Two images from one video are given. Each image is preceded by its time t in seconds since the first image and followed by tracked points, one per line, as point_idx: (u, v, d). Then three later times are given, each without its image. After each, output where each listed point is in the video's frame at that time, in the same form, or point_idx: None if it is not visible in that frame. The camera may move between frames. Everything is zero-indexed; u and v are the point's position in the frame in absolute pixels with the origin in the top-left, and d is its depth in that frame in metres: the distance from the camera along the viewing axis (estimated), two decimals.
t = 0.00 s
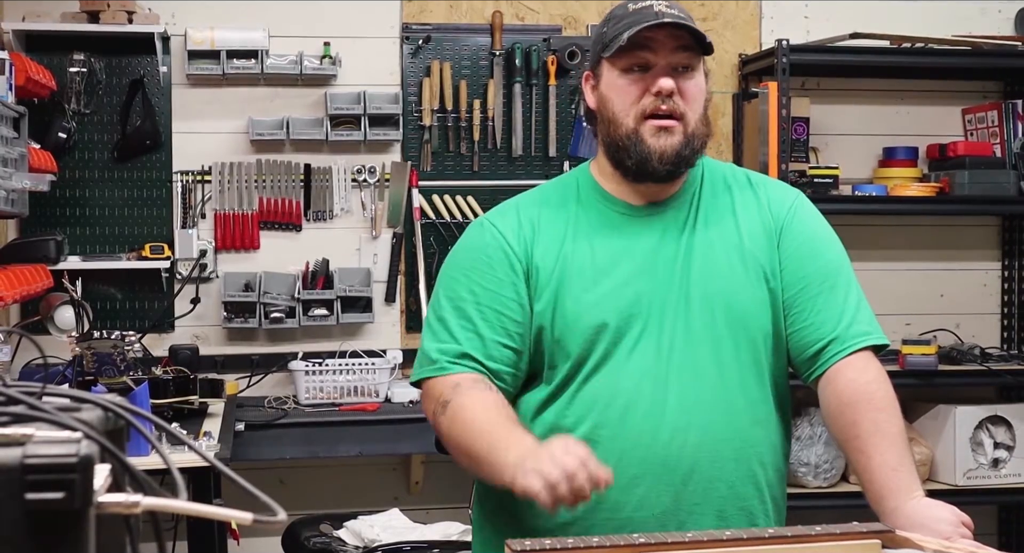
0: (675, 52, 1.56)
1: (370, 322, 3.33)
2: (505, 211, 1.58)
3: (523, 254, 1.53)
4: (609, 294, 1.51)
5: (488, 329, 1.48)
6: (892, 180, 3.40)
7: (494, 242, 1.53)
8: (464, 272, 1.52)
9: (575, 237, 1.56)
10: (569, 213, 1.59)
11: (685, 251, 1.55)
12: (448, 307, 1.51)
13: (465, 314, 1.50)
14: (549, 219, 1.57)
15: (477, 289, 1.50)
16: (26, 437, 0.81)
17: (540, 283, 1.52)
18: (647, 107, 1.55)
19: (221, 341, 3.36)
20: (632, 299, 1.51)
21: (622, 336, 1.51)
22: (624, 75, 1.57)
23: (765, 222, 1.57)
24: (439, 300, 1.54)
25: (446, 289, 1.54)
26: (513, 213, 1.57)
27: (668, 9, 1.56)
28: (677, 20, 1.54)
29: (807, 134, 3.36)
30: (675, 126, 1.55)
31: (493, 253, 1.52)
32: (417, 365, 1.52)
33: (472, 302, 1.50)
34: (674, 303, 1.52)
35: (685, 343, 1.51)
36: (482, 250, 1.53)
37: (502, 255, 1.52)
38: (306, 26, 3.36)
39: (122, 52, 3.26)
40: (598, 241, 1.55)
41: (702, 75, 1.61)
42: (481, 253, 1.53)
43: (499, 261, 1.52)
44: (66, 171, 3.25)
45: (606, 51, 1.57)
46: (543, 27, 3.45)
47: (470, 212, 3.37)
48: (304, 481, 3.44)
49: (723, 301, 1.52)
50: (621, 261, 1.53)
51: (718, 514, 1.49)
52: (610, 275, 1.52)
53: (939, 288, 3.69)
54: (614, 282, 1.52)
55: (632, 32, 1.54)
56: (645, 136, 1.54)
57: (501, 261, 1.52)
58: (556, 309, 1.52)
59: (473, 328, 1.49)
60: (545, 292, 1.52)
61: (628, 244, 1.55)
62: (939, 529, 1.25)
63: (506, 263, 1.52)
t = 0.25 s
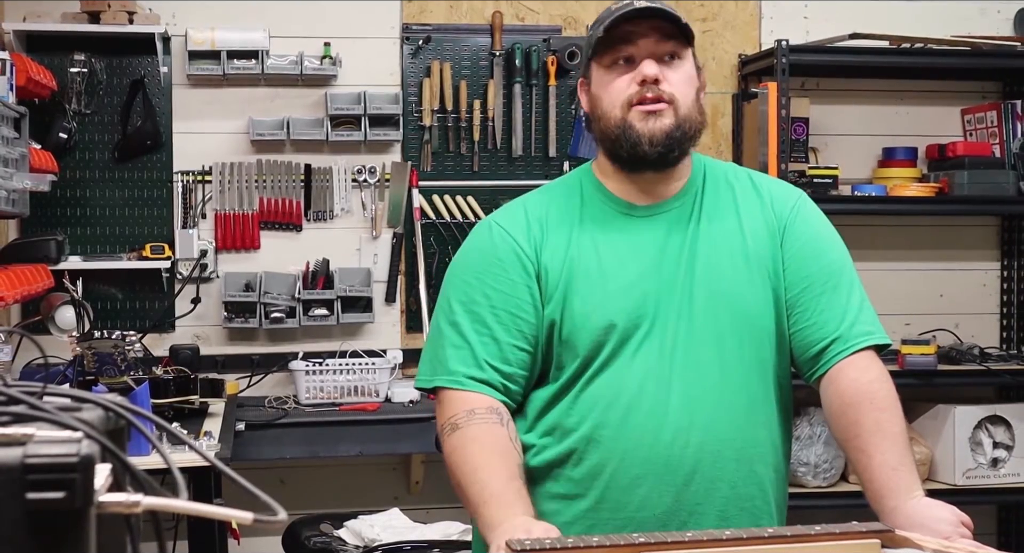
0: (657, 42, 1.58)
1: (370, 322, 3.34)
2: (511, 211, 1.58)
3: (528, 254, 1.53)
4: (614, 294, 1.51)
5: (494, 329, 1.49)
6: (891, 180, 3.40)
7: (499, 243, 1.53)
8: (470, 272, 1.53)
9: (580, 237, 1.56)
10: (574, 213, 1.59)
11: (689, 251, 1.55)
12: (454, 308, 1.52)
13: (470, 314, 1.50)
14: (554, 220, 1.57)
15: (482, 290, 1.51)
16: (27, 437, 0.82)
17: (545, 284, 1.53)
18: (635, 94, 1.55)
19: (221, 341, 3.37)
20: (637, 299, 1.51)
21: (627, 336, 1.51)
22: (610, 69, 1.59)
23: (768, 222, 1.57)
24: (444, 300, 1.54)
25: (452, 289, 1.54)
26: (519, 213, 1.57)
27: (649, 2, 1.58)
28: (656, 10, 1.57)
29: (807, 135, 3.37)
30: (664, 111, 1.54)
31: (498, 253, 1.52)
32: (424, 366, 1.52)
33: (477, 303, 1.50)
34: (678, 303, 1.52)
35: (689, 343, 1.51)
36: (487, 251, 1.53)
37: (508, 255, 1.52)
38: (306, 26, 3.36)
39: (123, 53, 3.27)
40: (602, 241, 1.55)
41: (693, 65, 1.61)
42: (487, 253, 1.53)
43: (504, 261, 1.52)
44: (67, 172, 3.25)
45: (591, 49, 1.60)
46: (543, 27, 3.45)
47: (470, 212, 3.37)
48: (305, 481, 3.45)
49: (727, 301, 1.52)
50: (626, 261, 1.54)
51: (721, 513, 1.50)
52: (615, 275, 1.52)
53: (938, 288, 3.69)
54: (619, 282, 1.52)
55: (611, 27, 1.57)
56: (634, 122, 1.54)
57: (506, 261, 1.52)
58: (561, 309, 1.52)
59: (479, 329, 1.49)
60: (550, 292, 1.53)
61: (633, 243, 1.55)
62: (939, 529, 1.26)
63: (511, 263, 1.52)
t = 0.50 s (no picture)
0: (638, 39, 1.59)
1: (371, 322, 3.34)
2: (510, 212, 1.58)
3: (527, 254, 1.53)
4: (612, 293, 1.51)
5: (493, 329, 1.49)
6: (891, 180, 3.41)
7: (498, 243, 1.54)
8: (469, 272, 1.53)
9: (578, 237, 1.56)
10: (573, 213, 1.59)
11: (688, 251, 1.56)
12: (453, 308, 1.52)
13: (469, 314, 1.50)
14: (553, 220, 1.58)
15: (481, 290, 1.51)
16: (28, 437, 0.82)
17: (544, 283, 1.53)
18: (617, 94, 1.57)
19: (222, 341, 3.37)
20: (636, 298, 1.51)
21: (626, 335, 1.51)
22: (593, 70, 1.61)
23: (766, 222, 1.58)
24: (444, 301, 1.55)
25: (451, 290, 1.55)
26: (517, 214, 1.58)
27: None
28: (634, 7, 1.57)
29: (806, 135, 3.37)
30: (646, 109, 1.55)
31: (497, 253, 1.53)
32: (424, 367, 1.53)
33: (476, 304, 1.51)
34: (677, 302, 1.53)
35: (688, 343, 1.51)
36: (486, 251, 1.54)
37: (507, 255, 1.53)
38: (306, 26, 3.37)
39: (124, 53, 3.28)
40: (601, 240, 1.56)
41: (680, 61, 1.61)
42: (485, 253, 1.53)
43: (503, 261, 1.52)
44: (68, 172, 3.26)
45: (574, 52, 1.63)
46: (543, 27, 3.45)
47: (470, 212, 3.38)
48: (305, 480, 3.45)
49: (726, 300, 1.53)
50: (624, 260, 1.54)
51: (720, 513, 1.50)
52: (614, 274, 1.53)
53: (937, 288, 3.70)
54: (618, 281, 1.52)
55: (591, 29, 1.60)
56: (616, 122, 1.55)
57: (505, 261, 1.52)
58: (559, 308, 1.53)
59: (478, 329, 1.49)
60: (549, 291, 1.53)
61: (631, 243, 1.56)
62: (938, 529, 1.26)
63: (510, 263, 1.52)
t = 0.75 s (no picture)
0: (625, 43, 1.59)
1: (371, 322, 3.35)
2: (507, 213, 1.59)
3: (524, 254, 1.54)
4: (610, 293, 1.52)
5: (490, 329, 1.50)
6: (890, 180, 3.41)
7: (494, 243, 1.54)
8: (466, 272, 1.54)
9: (576, 236, 1.57)
10: (570, 213, 1.60)
11: (685, 250, 1.56)
12: (450, 308, 1.53)
13: (466, 314, 1.51)
14: (550, 220, 1.58)
15: (477, 290, 1.52)
16: (29, 436, 0.82)
17: (541, 283, 1.54)
18: (603, 98, 1.58)
19: (222, 341, 3.37)
20: (634, 297, 1.52)
21: (623, 334, 1.52)
22: (582, 73, 1.63)
23: (764, 221, 1.58)
24: (442, 301, 1.55)
25: (448, 290, 1.55)
26: (514, 215, 1.58)
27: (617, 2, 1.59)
28: (620, 10, 1.57)
29: (806, 135, 3.37)
30: (632, 113, 1.56)
31: (494, 254, 1.53)
32: (422, 367, 1.53)
33: (473, 304, 1.51)
34: (675, 301, 1.53)
35: (686, 342, 1.52)
36: (483, 251, 1.54)
37: (504, 255, 1.53)
38: (307, 26, 3.37)
39: (124, 53, 3.28)
40: (598, 240, 1.56)
41: (668, 62, 1.61)
42: (482, 253, 1.54)
43: (500, 261, 1.53)
44: (69, 172, 3.26)
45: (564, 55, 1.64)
46: (543, 28, 3.46)
47: (470, 212, 3.38)
48: (305, 480, 3.46)
49: (724, 299, 1.53)
50: (622, 260, 1.54)
51: (719, 511, 1.51)
52: (611, 274, 1.53)
53: (937, 288, 3.70)
54: (615, 281, 1.53)
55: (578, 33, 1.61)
56: (602, 126, 1.57)
57: (501, 261, 1.53)
58: (557, 308, 1.53)
59: (475, 329, 1.50)
60: (546, 291, 1.54)
61: (628, 243, 1.56)
62: (937, 529, 1.27)
63: (506, 263, 1.53)
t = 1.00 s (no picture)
0: (619, 50, 1.59)
1: (371, 322, 3.35)
2: (505, 215, 1.60)
3: (520, 256, 1.55)
4: (607, 293, 1.53)
5: (486, 329, 1.51)
6: (890, 181, 3.41)
7: (491, 245, 1.55)
8: (463, 274, 1.55)
9: (573, 237, 1.58)
10: (568, 214, 1.61)
11: (683, 251, 1.57)
12: (447, 310, 1.54)
13: (463, 315, 1.52)
14: (548, 222, 1.59)
15: (474, 291, 1.53)
16: (30, 436, 0.83)
17: (538, 284, 1.55)
18: (598, 105, 1.59)
19: (223, 340, 3.38)
20: (631, 298, 1.53)
21: (621, 334, 1.52)
22: (577, 80, 1.63)
23: (764, 220, 1.58)
24: (440, 303, 1.56)
25: (446, 292, 1.56)
26: (512, 217, 1.59)
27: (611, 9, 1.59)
28: (615, 18, 1.57)
29: (805, 135, 3.37)
30: (626, 120, 1.57)
31: (490, 255, 1.54)
32: (419, 367, 1.54)
33: (470, 306, 1.52)
34: (673, 301, 1.54)
35: (683, 341, 1.52)
36: (480, 252, 1.55)
37: (501, 257, 1.54)
38: (307, 26, 3.38)
39: (125, 54, 3.28)
40: (596, 241, 1.57)
41: (664, 66, 1.62)
42: (480, 255, 1.55)
43: (497, 262, 1.54)
44: (69, 172, 3.26)
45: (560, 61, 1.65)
46: (543, 28, 3.46)
47: (469, 212, 3.38)
48: (306, 479, 3.46)
49: (722, 299, 1.53)
50: (619, 261, 1.55)
51: (716, 510, 1.51)
52: (608, 274, 1.54)
53: (936, 288, 3.71)
54: (612, 281, 1.53)
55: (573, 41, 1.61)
56: (597, 133, 1.58)
57: (498, 262, 1.54)
58: (554, 308, 1.54)
59: (472, 329, 1.51)
60: (544, 292, 1.55)
61: (626, 243, 1.57)
62: (936, 528, 1.28)
63: (503, 265, 1.54)
